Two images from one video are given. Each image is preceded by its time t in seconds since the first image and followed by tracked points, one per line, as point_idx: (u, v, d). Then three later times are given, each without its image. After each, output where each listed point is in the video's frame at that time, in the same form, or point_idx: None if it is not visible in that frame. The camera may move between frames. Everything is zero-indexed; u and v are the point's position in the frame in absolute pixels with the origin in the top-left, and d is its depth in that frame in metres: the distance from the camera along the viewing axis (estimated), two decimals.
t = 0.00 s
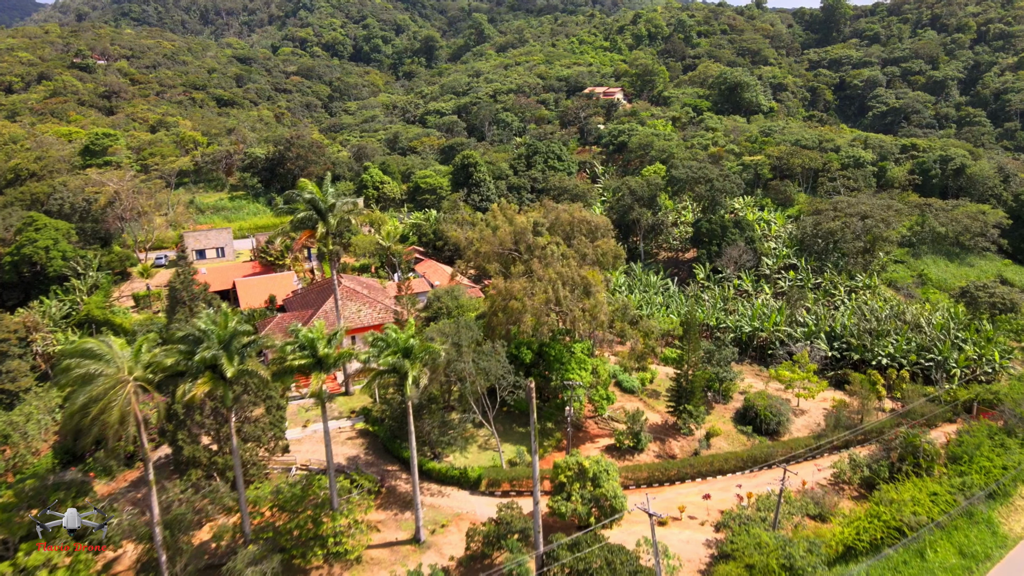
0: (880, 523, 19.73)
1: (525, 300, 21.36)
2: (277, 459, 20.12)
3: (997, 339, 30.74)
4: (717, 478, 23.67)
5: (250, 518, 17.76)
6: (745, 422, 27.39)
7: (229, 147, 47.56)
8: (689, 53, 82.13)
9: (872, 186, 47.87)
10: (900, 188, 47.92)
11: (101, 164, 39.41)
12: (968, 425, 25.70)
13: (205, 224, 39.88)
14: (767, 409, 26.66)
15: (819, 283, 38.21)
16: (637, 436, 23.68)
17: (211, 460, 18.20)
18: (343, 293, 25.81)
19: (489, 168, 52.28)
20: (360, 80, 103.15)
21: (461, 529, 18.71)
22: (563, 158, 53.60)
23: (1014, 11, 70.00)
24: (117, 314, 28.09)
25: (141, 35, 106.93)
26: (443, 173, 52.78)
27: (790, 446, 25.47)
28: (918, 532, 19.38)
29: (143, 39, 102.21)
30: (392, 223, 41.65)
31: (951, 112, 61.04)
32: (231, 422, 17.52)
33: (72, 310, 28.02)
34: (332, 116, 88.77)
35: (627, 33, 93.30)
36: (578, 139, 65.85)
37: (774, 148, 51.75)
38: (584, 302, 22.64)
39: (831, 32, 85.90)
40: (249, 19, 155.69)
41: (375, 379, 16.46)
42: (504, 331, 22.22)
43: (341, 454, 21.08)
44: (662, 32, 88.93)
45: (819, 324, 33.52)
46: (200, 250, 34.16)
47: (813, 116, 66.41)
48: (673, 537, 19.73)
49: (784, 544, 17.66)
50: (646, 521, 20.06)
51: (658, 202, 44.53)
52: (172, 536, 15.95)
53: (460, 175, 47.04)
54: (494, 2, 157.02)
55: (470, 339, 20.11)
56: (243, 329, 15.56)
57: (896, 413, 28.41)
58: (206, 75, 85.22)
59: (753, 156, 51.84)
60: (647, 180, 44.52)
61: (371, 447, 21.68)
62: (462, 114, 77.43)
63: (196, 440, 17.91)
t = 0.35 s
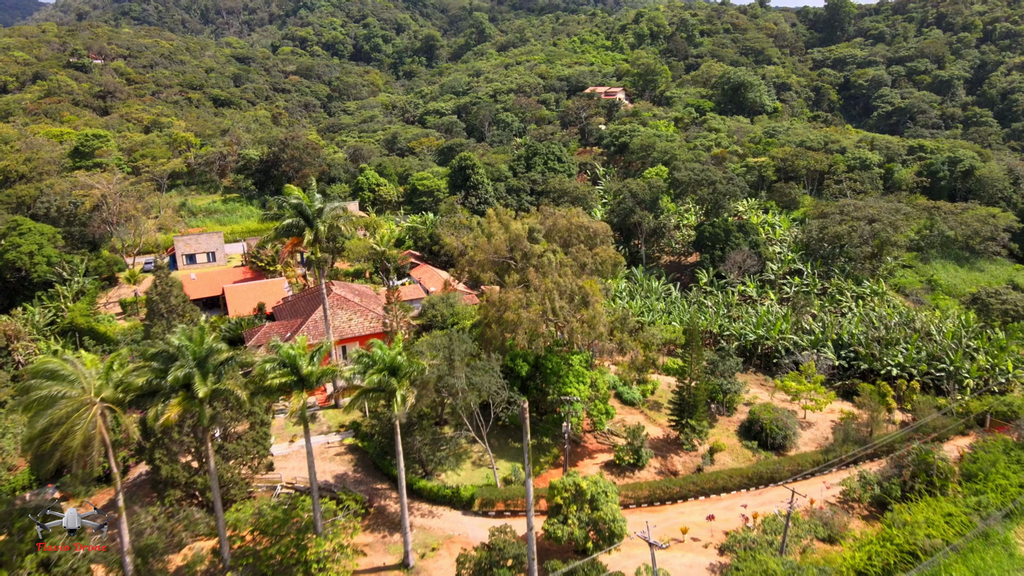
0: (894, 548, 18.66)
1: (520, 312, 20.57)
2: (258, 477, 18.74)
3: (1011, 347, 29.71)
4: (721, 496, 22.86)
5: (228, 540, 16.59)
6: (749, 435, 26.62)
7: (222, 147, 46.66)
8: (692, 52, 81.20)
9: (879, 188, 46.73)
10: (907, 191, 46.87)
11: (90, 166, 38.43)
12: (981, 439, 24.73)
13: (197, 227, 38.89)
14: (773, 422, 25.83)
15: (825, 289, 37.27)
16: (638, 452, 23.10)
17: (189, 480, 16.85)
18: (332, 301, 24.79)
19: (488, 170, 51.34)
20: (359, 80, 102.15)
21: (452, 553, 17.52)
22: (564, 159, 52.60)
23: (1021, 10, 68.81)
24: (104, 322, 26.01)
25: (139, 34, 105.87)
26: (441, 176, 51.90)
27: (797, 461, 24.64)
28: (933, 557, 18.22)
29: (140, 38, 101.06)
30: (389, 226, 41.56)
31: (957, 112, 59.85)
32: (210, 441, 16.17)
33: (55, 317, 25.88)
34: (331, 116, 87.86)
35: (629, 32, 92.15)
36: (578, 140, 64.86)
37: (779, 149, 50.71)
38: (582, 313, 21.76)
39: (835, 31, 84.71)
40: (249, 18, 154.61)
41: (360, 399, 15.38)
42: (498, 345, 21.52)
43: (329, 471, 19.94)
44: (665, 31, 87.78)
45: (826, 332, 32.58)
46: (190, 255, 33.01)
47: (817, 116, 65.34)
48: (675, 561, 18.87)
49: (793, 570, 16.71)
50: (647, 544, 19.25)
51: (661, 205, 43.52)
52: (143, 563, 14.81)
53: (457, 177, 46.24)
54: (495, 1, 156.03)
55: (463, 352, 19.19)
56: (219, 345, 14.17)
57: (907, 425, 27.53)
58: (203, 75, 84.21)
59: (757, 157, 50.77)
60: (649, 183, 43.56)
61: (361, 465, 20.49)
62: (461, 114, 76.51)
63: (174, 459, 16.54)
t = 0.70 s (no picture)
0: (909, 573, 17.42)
1: (519, 323, 20.11)
2: (246, 493, 17.91)
3: None
4: (729, 513, 22.20)
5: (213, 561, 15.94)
6: (758, 448, 25.86)
7: (222, 148, 46.31)
8: (700, 51, 80.18)
9: (891, 191, 45.61)
10: (919, 193, 45.72)
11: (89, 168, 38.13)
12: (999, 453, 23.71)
13: (196, 230, 38.33)
14: (782, 435, 25.05)
15: (836, 295, 36.28)
16: (642, 467, 22.62)
17: (174, 497, 16.00)
18: (326, 309, 24.04)
19: (492, 171, 50.63)
20: (364, 79, 101.67)
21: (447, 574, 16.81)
22: (568, 161, 51.79)
23: None
24: (97, 328, 25.07)
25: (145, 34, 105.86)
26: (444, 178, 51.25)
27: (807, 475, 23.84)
28: None
29: (145, 37, 100.85)
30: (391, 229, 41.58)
31: (969, 112, 58.55)
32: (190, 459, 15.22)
33: (48, 323, 24.99)
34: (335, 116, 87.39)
35: (636, 31, 91.06)
36: (584, 141, 63.98)
37: (787, 150, 49.70)
38: (583, 323, 21.10)
39: (844, 30, 83.40)
40: (255, 18, 154.38)
41: (349, 417, 14.58)
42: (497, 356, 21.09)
43: (321, 487, 19.19)
44: (672, 31, 86.75)
45: (837, 339, 31.62)
46: (187, 258, 32.43)
47: (827, 117, 64.15)
48: None
49: None
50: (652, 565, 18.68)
51: (667, 208, 42.64)
52: None
53: (460, 178, 47.76)
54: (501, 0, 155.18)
55: (461, 364, 18.62)
56: (201, 361, 13.15)
57: (921, 437, 26.66)
58: (206, 75, 83.96)
59: (765, 159, 49.76)
60: (655, 186, 42.70)
61: (354, 480, 19.77)
62: (466, 114, 75.83)
63: (159, 475, 15.78)
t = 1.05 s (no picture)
0: None
1: (522, 334, 19.51)
2: (237, 509, 17.15)
3: None
4: (739, 532, 21.33)
5: None
6: (771, 463, 24.93)
7: (227, 150, 46.18)
8: (712, 50, 78.88)
9: (909, 194, 44.23)
10: (938, 196, 44.31)
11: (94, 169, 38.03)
12: None
13: (199, 232, 38.00)
14: (796, 449, 24.10)
15: (852, 302, 35.08)
16: (649, 483, 21.90)
17: (161, 514, 15.24)
18: (324, 316, 23.30)
19: (500, 173, 49.92)
20: (374, 79, 101.35)
21: None
22: (578, 162, 50.95)
23: None
24: (94, 333, 24.60)
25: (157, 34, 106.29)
26: (451, 179, 50.67)
27: (822, 493, 22.87)
28: None
29: (157, 37, 101.23)
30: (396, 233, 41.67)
31: (989, 112, 56.80)
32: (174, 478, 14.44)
33: (46, 327, 24.57)
34: (344, 115, 87.11)
35: (648, 30, 89.82)
36: (594, 141, 63.04)
37: (802, 151, 48.48)
38: (588, 334, 20.44)
39: (861, 29, 81.58)
40: (267, 17, 154.63)
41: (339, 436, 13.94)
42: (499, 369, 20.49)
43: (316, 502, 18.52)
44: (685, 29, 85.45)
45: (854, 348, 30.44)
46: (188, 261, 32.06)
47: (843, 117, 62.64)
48: None
49: None
50: None
51: (678, 211, 41.68)
52: None
53: (466, 180, 47.57)
54: None
55: (460, 377, 17.92)
56: (182, 377, 12.30)
57: (941, 453, 25.59)
58: (216, 75, 84.09)
59: (779, 160, 48.57)
60: (666, 188, 41.74)
61: (350, 494, 19.07)
62: (475, 114, 75.18)
63: (146, 491, 15.07)
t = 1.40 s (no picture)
0: None
1: (525, 344, 18.98)
2: (232, 522, 16.61)
3: None
4: (750, 550, 20.61)
5: None
6: (783, 477, 24.12)
7: (234, 150, 46.14)
8: (727, 49, 77.66)
9: (928, 197, 42.80)
10: (958, 199, 42.96)
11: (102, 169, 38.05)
12: None
13: (205, 234, 37.81)
14: (809, 464, 23.27)
15: (868, 308, 33.94)
16: (656, 499, 21.26)
17: (151, 529, 14.57)
18: (326, 322, 22.79)
19: (509, 174, 49.29)
20: (386, 78, 101.10)
21: None
22: (588, 163, 50.18)
23: None
24: (95, 337, 24.19)
25: (170, 34, 106.89)
26: (459, 180, 50.22)
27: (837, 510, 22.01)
28: None
29: (170, 37, 101.85)
30: (403, 236, 41.80)
31: (1011, 112, 55.04)
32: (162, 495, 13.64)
33: (47, 331, 24.36)
34: (355, 115, 86.95)
35: (662, 28, 88.56)
36: (605, 142, 62.18)
37: (818, 153, 47.29)
38: (593, 344, 19.85)
39: (879, 27, 79.73)
40: (281, 16, 155.06)
41: (330, 452, 13.37)
42: (500, 382, 20.01)
43: (313, 515, 17.94)
44: (699, 28, 84.10)
45: (870, 356, 29.33)
46: (192, 264, 31.81)
47: (859, 117, 61.18)
48: None
49: None
50: None
51: (690, 213, 40.73)
52: None
53: (474, 182, 46.65)
54: None
55: (457, 391, 17.11)
56: (167, 391, 11.75)
57: (961, 467, 24.62)
58: (228, 75, 84.37)
59: (794, 162, 47.46)
60: (677, 190, 40.80)
61: (348, 507, 18.45)
62: (486, 113, 74.63)
63: (136, 505, 14.38)
